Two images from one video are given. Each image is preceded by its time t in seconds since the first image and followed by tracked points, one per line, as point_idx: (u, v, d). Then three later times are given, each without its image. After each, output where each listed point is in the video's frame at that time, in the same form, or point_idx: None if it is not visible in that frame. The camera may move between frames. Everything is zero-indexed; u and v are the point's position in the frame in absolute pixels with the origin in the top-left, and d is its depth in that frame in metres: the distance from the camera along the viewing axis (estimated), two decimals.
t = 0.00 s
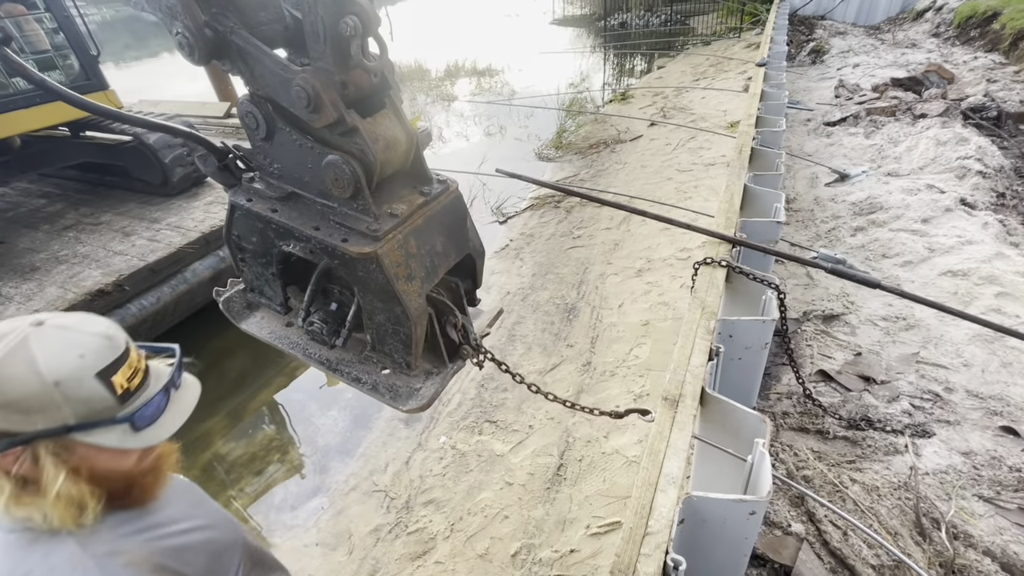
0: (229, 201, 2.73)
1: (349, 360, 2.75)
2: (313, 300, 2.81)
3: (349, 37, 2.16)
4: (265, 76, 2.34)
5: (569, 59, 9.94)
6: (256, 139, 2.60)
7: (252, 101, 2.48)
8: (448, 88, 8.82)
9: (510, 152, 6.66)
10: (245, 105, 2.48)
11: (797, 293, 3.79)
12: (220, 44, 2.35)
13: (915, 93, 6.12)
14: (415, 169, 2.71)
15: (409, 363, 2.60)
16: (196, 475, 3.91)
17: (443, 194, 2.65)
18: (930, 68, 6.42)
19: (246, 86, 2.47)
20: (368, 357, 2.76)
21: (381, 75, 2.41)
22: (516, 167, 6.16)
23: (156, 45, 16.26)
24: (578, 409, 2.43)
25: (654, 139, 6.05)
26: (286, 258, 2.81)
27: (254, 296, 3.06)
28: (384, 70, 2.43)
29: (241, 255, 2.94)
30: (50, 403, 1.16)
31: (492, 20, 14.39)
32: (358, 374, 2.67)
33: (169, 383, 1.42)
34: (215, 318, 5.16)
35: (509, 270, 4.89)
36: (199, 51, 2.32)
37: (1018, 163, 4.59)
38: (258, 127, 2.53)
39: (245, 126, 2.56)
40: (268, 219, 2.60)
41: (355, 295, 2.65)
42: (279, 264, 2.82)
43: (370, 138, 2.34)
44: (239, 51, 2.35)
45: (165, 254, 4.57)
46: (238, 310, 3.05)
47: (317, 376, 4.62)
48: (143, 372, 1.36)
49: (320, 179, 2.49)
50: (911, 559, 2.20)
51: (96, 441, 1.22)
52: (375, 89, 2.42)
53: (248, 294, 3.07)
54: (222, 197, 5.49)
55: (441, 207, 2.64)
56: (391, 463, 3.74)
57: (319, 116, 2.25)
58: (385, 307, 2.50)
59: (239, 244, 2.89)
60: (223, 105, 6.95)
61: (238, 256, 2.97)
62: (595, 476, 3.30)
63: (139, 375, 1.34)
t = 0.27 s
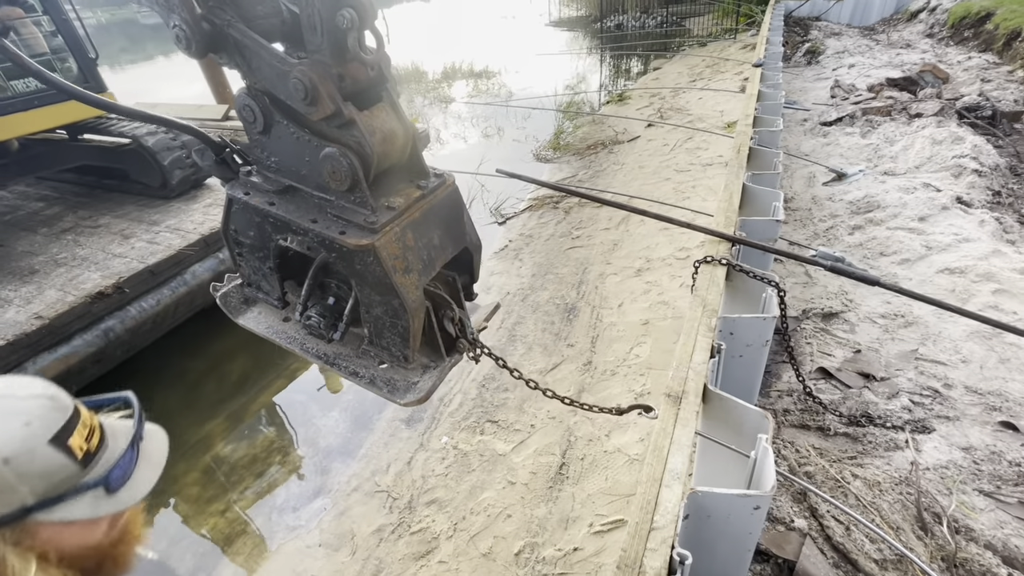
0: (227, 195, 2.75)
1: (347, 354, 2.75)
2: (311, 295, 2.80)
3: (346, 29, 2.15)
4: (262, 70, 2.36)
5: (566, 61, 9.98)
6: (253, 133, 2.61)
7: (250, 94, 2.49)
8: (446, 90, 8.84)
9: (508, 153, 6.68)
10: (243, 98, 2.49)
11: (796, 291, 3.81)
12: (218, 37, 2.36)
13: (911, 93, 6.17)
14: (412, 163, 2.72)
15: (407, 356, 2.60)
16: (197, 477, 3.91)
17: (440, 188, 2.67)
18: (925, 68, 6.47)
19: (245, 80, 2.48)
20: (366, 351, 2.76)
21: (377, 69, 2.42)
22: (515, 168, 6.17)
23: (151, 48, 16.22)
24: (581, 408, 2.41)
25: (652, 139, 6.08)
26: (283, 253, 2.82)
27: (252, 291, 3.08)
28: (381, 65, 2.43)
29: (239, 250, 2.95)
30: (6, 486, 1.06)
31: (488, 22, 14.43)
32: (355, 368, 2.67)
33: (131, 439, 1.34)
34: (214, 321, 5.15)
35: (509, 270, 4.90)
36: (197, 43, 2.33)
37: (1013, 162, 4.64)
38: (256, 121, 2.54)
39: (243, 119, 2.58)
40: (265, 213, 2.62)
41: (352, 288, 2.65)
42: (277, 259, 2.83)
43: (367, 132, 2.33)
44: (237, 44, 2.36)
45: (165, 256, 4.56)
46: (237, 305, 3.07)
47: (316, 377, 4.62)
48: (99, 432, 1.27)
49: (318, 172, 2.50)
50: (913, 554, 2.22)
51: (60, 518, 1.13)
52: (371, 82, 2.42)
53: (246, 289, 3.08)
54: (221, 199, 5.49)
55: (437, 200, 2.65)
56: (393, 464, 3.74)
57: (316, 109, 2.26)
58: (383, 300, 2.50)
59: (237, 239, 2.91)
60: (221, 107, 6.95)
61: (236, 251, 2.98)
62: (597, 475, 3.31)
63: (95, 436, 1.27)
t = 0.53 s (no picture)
0: (223, 193, 2.76)
1: (344, 353, 2.74)
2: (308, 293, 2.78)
3: (343, 27, 2.14)
4: (260, 68, 2.35)
5: (559, 63, 10.02)
6: (250, 131, 2.61)
7: (247, 92, 2.49)
8: (439, 92, 8.84)
9: (504, 155, 6.69)
10: (240, 96, 2.49)
11: (793, 290, 3.85)
12: (214, 34, 2.36)
13: (901, 93, 6.24)
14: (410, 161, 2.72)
15: (405, 354, 2.60)
16: (197, 483, 3.90)
17: (437, 186, 2.67)
18: (915, 68, 6.56)
19: (241, 78, 2.47)
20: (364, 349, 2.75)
21: (375, 66, 2.41)
22: (511, 170, 6.19)
23: (141, 51, 16.11)
24: (589, 398, 2.41)
25: (647, 140, 6.11)
26: (281, 252, 2.82)
27: (248, 291, 3.07)
28: (379, 62, 2.42)
29: (235, 249, 2.95)
30: None
31: (481, 24, 14.46)
32: (353, 367, 2.66)
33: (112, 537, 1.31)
34: (211, 325, 5.12)
35: (507, 272, 4.92)
36: (194, 41, 2.33)
37: (1002, 161, 4.71)
38: (253, 119, 2.53)
39: (240, 117, 2.56)
40: (263, 211, 2.62)
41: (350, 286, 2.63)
42: (274, 258, 2.82)
43: (365, 130, 2.33)
44: (234, 42, 2.36)
45: (162, 260, 4.54)
46: (232, 305, 3.03)
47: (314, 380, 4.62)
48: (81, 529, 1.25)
49: (315, 170, 2.50)
50: (914, 548, 2.26)
51: None
52: (369, 80, 2.41)
53: (242, 288, 3.08)
54: (217, 203, 5.47)
55: (435, 198, 2.65)
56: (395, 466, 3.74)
57: (314, 107, 2.25)
58: (381, 298, 2.49)
59: (233, 238, 2.91)
60: (215, 110, 6.92)
61: (232, 251, 2.98)
62: (600, 474, 3.33)
63: (75, 538, 1.23)
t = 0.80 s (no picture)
0: (216, 191, 2.72)
1: (339, 351, 2.71)
2: (301, 292, 2.70)
3: (337, 24, 2.14)
4: (253, 66, 2.32)
5: (549, 64, 10.06)
6: (242, 128, 2.57)
7: (238, 90, 2.45)
8: (430, 93, 8.86)
9: (496, 156, 6.72)
10: (231, 94, 2.45)
11: (787, 288, 3.90)
12: (207, 32, 2.32)
13: (887, 93, 6.35)
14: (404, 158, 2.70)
15: (400, 351, 2.58)
16: (196, 489, 3.88)
17: (431, 183, 2.64)
18: (901, 68, 6.67)
19: (233, 75, 2.43)
20: (358, 347, 2.73)
21: (369, 63, 2.38)
22: (505, 171, 6.22)
23: (126, 53, 15.95)
24: (590, 387, 2.33)
25: (639, 141, 6.16)
26: (275, 251, 2.77)
27: (241, 291, 3.02)
28: (372, 59, 2.40)
29: (228, 248, 2.90)
30: None
31: (470, 25, 14.49)
32: (349, 365, 2.65)
33: None
34: (205, 330, 5.08)
35: (503, 273, 4.94)
36: (186, 38, 2.29)
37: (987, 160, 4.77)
38: (245, 116, 2.49)
39: (232, 115, 2.52)
40: (256, 209, 2.57)
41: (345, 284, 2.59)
42: (267, 257, 2.78)
43: (359, 126, 2.31)
44: (226, 40, 2.32)
45: (155, 265, 4.50)
46: (226, 305, 2.98)
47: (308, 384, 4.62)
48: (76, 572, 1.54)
49: (309, 167, 2.47)
50: (911, 540, 2.30)
51: None
52: (362, 78, 2.38)
53: (235, 289, 3.02)
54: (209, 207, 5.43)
55: (429, 194, 2.63)
56: (395, 469, 3.75)
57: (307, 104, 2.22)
58: (376, 295, 2.46)
59: (226, 238, 2.86)
60: (205, 114, 6.87)
61: (225, 251, 2.93)
62: (600, 473, 3.36)
63: None
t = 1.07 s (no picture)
0: (210, 189, 2.70)
1: (340, 349, 2.67)
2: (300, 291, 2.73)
3: (329, 17, 2.11)
4: (244, 62, 2.30)
5: (536, 63, 10.10)
6: (234, 124, 2.54)
7: (230, 85, 2.42)
8: (418, 93, 8.85)
9: (486, 156, 6.73)
10: (223, 89, 2.42)
11: (778, 284, 3.97)
12: (197, 28, 2.29)
13: (871, 91, 6.46)
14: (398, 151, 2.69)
15: (401, 345, 2.55)
16: (190, 495, 3.85)
17: (426, 175, 2.64)
18: (883, 67, 6.79)
19: (225, 71, 2.41)
20: (358, 344, 2.68)
21: (361, 57, 2.37)
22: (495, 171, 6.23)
23: (105, 54, 15.71)
24: (591, 381, 2.44)
25: (628, 140, 6.21)
26: (270, 249, 2.76)
27: (239, 291, 3.00)
28: (364, 53, 2.39)
29: (223, 248, 2.88)
30: None
31: (456, 25, 14.49)
32: (349, 362, 2.61)
33: None
34: (196, 334, 5.03)
35: (496, 273, 4.95)
36: (176, 33, 2.26)
37: (968, 156, 4.96)
38: (237, 112, 2.46)
39: (223, 111, 2.49)
40: (251, 204, 2.57)
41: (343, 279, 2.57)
42: (263, 255, 2.76)
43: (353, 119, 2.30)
44: (216, 34, 2.30)
45: (144, 269, 4.45)
46: (223, 306, 2.96)
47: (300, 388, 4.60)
48: None
49: (303, 161, 2.45)
50: (905, 529, 2.36)
51: None
52: (355, 71, 2.38)
53: (232, 290, 3.00)
54: (198, 209, 5.37)
55: (424, 186, 2.62)
56: (392, 471, 3.75)
57: (300, 98, 2.20)
58: (374, 288, 2.44)
59: (222, 237, 2.84)
60: (191, 115, 6.80)
61: (221, 251, 2.90)
62: (598, 470, 3.40)
63: None
